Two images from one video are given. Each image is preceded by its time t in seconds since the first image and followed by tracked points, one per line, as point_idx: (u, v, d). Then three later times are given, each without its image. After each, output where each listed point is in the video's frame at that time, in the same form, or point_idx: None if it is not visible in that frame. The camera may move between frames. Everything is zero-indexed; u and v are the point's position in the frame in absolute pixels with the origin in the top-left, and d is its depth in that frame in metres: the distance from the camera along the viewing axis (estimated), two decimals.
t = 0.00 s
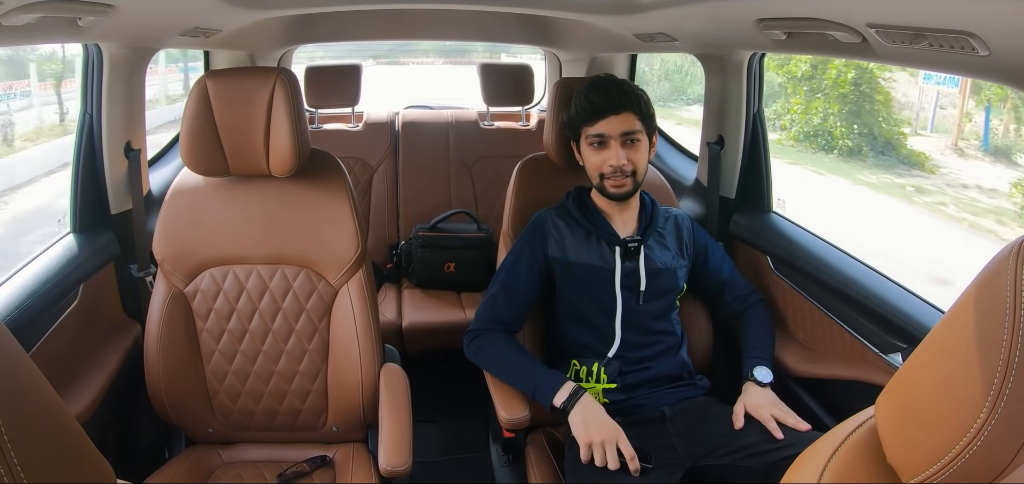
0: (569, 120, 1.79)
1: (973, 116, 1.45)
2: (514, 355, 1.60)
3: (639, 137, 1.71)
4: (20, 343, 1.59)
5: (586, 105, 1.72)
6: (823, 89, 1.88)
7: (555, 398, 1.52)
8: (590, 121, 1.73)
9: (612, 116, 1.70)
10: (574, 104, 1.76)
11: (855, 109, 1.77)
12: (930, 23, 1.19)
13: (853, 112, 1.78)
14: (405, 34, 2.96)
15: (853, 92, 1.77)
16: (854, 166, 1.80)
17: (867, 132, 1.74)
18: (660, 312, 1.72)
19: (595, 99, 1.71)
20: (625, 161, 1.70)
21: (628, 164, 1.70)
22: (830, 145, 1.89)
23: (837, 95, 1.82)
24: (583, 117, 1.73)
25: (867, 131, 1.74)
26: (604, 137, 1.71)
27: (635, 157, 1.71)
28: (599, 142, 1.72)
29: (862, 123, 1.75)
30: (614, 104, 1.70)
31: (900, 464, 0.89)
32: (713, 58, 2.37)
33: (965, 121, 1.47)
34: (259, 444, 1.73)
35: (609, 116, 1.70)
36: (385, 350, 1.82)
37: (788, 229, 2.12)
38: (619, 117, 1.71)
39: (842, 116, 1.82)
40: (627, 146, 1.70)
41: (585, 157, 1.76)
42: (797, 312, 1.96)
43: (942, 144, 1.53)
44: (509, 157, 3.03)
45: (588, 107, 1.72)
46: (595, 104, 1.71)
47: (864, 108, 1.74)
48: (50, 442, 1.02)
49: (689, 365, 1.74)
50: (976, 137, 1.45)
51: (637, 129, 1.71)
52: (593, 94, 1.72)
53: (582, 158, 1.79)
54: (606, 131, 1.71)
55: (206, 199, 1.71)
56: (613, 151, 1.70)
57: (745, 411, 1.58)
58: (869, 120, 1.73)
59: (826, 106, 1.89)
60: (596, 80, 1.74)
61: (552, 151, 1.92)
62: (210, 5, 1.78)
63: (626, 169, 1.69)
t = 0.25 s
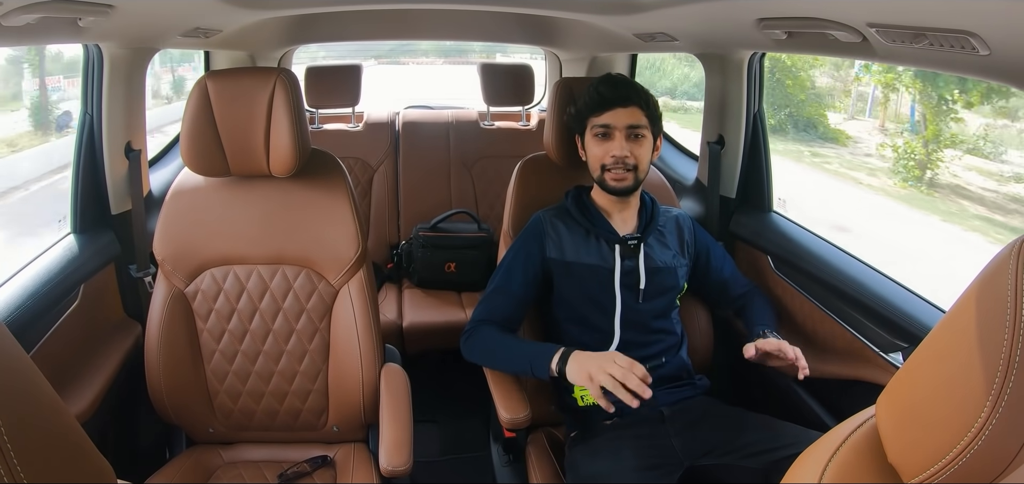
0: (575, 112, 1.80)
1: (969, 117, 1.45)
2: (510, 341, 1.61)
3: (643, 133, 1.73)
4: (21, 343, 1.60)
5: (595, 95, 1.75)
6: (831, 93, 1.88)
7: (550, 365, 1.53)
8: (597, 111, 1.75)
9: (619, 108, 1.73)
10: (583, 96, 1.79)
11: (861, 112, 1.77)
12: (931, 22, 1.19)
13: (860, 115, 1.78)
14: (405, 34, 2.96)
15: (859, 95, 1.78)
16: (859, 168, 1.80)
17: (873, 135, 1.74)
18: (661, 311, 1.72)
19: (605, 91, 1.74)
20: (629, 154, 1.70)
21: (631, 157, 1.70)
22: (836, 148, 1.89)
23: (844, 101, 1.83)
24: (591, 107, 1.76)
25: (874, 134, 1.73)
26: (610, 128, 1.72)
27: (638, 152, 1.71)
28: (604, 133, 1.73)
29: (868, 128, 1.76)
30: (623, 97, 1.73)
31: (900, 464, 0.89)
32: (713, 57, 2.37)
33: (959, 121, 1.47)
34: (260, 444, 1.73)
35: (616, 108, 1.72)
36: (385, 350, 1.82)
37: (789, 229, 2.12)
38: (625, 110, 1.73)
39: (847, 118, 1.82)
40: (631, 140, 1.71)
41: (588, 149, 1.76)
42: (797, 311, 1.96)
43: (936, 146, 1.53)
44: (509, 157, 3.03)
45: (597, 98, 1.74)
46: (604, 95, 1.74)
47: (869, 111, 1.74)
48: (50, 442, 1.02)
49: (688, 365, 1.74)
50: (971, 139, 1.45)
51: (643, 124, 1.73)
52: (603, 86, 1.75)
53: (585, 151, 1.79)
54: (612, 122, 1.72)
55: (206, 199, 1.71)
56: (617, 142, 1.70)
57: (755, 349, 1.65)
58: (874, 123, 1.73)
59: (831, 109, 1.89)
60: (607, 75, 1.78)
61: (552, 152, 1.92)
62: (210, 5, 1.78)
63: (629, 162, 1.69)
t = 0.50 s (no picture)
0: (576, 108, 1.82)
1: (970, 121, 1.45)
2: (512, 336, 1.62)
3: (643, 128, 1.73)
4: (21, 341, 1.60)
5: (597, 90, 1.77)
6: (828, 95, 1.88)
7: (548, 360, 1.53)
8: (598, 105, 1.76)
9: (619, 102, 1.74)
10: (585, 93, 1.81)
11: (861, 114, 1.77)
12: (931, 23, 1.19)
13: (860, 116, 1.78)
14: (405, 32, 2.96)
15: (858, 96, 1.78)
16: (859, 169, 1.80)
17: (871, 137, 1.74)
18: (660, 311, 1.72)
19: (606, 85, 1.76)
20: (627, 147, 1.70)
21: (629, 150, 1.70)
22: (835, 149, 1.89)
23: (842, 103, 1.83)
24: (592, 103, 1.77)
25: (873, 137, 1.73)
26: (610, 121, 1.73)
27: (637, 146, 1.71)
28: (604, 127, 1.74)
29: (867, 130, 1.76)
30: (624, 91, 1.75)
31: (899, 463, 0.89)
32: (713, 57, 2.37)
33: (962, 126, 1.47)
34: (259, 442, 1.73)
35: (616, 102, 1.74)
36: (385, 348, 1.82)
37: (788, 229, 2.12)
38: (625, 104, 1.75)
39: (848, 120, 1.82)
40: (629, 134, 1.72)
41: (587, 144, 1.77)
42: (797, 311, 1.96)
43: (936, 148, 1.54)
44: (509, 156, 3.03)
45: (598, 92, 1.76)
46: (604, 90, 1.76)
47: (868, 112, 1.74)
48: (49, 440, 1.02)
49: (688, 365, 1.73)
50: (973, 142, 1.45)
51: (642, 119, 1.74)
52: (605, 82, 1.77)
53: (585, 147, 1.80)
54: (612, 115, 1.73)
55: (206, 197, 1.71)
56: (616, 135, 1.71)
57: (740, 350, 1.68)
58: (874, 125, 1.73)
59: (829, 111, 1.89)
60: (608, 73, 1.80)
61: (553, 151, 1.92)
62: (210, 3, 1.78)
63: (627, 155, 1.69)
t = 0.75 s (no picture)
0: (586, 105, 1.82)
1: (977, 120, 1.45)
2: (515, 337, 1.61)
3: (651, 128, 1.73)
4: (23, 344, 1.60)
5: (608, 89, 1.77)
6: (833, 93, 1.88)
7: (550, 368, 1.53)
8: (608, 104, 1.76)
9: (629, 102, 1.75)
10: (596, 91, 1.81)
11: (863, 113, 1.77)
12: (932, 20, 1.19)
13: (863, 113, 1.78)
14: (405, 33, 2.96)
15: (860, 95, 1.78)
16: (861, 168, 1.81)
17: (875, 136, 1.74)
18: (664, 311, 1.73)
19: (618, 85, 1.76)
20: (635, 146, 1.70)
21: (636, 150, 1.70)
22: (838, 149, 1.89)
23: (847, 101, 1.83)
24: (602, 101, 1.77)
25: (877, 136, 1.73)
26: (619, 120, 1.73)
27: (645, 146, 1.71)
28: (612, 125, 1.74)
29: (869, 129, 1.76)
30: (635, 92, 1.75)
31: (901, 463, 0.89)
32: (714, 56, 2.37)
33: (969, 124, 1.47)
34: (262, 444, 1.73)
35: (627, 102, 1.74)
36: (388, 349, 1.82)
37: (790, 228, 2.12)
38: (635, 105, 1.75)
39: (851, 120, 1.82)
40: (638, 133, 1.72)
41: (594, 141, 1.76)
42: (799, 310, 1.96)
43: (944, 146, 1.53)
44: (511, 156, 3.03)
45: (609, 91, 1.76)
46: (616, 89, 1.76)
47: (871, 111, 1.74)
48: (53, 440, 1.02)
49: (691, 364, 1.74)
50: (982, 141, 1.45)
51: (651, 121, 1.75)
52: (617, 82, 1.77)
53: (592, 144, 1.80)
54: (622, 114, 1.73)
55: (208, 199, 1.71)
56: (625, 134, 1.71)
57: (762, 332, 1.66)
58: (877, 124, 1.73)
59: (834, 110, 1.89)
60: (619, 73, 1.80)
61: (553, 150, 1.92)
62: (211, 5, 1.78)
63: (634, 154, 1.70)
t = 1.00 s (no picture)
0: (590, 104, 1.80)
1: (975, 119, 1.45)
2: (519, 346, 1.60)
3: (651, 131, 1.72)
4: (23, 345, 1.60)
5: (611, 89, 1.75)
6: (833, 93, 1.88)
7: (554, 377, 1.52)
8: (610, 104, 1.75)
9: (632, 103, 1.73)
10: (599, 90, 1.79)
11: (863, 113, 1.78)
12: (931, 19, 1.19)
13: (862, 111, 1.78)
14: (405, 33, 2.96)
15: (859, 94, 1.78)
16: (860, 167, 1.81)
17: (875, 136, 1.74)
18: (661, 310, 1.73)
19: (621, 86, 1.74)
20: (634, 148, 1.69)
21: (636, 152, 1.69)
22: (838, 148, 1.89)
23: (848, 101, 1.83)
24: (604, 101, 1.76)
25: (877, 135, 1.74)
26: (621, 121, 1.72)
27: (644, 148, 1.70)
28: (614, 125, 1.72)
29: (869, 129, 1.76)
30: (637, 94, 1.73)
31: (902, 461, 0.89)
32: (713, 55, 2.37)
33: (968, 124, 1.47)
34: (263, 444, 1.73)
35: (630, 103, 1.73)
36: (388, 350, 1.82)
37: (790, 226, 2.12)
38: (637, 106, 1.73)
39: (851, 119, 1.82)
40: (639, 135, 1.71)
41: (595, 140, 1.76)
42: (799, 309, 1.96)
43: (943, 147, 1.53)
44: (510, 155, 3.04)
45: (612, 91, 1.74)
46: (619, 89, 1.74)
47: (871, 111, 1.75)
48: (50, 439, 1.02)
49: (690, 363, 1.74)
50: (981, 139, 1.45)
51: (652, 122, 1.73)
52: (621, 82, 1.75)
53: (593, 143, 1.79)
54: (624, 115, 1.72)
55: (207, 200, 1.71)
56: (625, 135, 1.70)
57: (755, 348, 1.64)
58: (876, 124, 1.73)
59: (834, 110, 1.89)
60: (624, 72, 1.78)
61: (552, 150, 1.92)
62: (210, 6, 1.78)
63: (633, 156, 1.69)
